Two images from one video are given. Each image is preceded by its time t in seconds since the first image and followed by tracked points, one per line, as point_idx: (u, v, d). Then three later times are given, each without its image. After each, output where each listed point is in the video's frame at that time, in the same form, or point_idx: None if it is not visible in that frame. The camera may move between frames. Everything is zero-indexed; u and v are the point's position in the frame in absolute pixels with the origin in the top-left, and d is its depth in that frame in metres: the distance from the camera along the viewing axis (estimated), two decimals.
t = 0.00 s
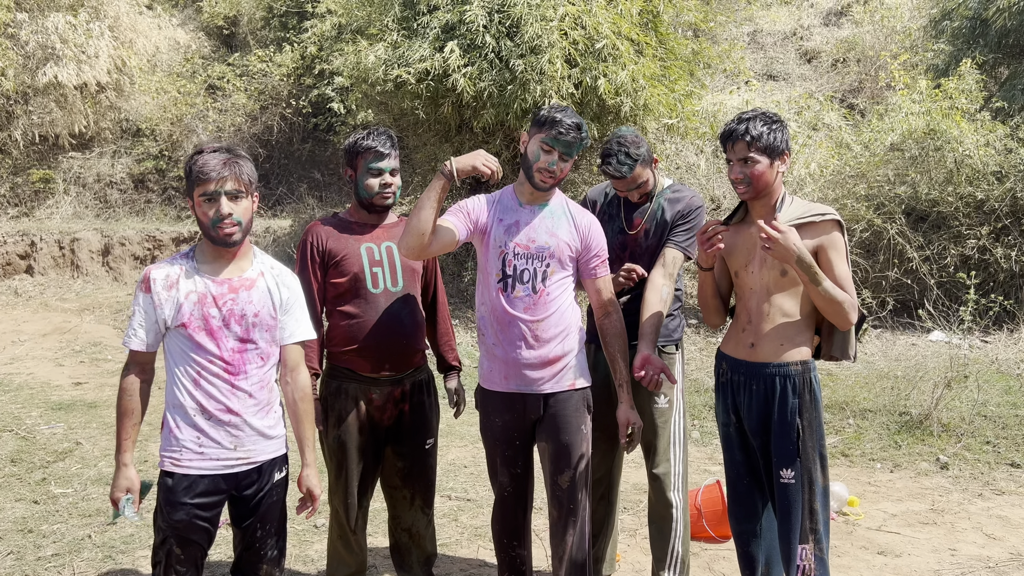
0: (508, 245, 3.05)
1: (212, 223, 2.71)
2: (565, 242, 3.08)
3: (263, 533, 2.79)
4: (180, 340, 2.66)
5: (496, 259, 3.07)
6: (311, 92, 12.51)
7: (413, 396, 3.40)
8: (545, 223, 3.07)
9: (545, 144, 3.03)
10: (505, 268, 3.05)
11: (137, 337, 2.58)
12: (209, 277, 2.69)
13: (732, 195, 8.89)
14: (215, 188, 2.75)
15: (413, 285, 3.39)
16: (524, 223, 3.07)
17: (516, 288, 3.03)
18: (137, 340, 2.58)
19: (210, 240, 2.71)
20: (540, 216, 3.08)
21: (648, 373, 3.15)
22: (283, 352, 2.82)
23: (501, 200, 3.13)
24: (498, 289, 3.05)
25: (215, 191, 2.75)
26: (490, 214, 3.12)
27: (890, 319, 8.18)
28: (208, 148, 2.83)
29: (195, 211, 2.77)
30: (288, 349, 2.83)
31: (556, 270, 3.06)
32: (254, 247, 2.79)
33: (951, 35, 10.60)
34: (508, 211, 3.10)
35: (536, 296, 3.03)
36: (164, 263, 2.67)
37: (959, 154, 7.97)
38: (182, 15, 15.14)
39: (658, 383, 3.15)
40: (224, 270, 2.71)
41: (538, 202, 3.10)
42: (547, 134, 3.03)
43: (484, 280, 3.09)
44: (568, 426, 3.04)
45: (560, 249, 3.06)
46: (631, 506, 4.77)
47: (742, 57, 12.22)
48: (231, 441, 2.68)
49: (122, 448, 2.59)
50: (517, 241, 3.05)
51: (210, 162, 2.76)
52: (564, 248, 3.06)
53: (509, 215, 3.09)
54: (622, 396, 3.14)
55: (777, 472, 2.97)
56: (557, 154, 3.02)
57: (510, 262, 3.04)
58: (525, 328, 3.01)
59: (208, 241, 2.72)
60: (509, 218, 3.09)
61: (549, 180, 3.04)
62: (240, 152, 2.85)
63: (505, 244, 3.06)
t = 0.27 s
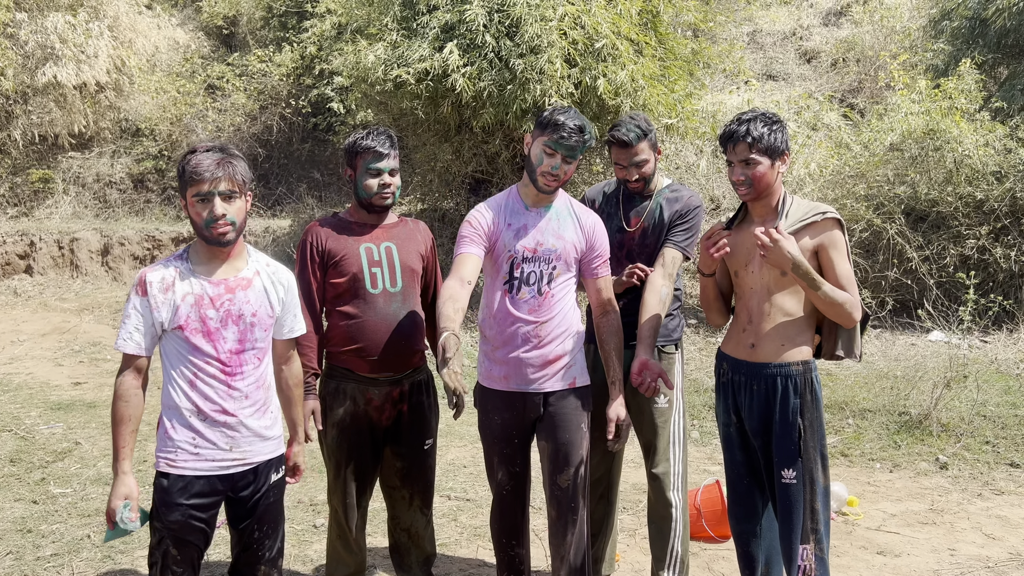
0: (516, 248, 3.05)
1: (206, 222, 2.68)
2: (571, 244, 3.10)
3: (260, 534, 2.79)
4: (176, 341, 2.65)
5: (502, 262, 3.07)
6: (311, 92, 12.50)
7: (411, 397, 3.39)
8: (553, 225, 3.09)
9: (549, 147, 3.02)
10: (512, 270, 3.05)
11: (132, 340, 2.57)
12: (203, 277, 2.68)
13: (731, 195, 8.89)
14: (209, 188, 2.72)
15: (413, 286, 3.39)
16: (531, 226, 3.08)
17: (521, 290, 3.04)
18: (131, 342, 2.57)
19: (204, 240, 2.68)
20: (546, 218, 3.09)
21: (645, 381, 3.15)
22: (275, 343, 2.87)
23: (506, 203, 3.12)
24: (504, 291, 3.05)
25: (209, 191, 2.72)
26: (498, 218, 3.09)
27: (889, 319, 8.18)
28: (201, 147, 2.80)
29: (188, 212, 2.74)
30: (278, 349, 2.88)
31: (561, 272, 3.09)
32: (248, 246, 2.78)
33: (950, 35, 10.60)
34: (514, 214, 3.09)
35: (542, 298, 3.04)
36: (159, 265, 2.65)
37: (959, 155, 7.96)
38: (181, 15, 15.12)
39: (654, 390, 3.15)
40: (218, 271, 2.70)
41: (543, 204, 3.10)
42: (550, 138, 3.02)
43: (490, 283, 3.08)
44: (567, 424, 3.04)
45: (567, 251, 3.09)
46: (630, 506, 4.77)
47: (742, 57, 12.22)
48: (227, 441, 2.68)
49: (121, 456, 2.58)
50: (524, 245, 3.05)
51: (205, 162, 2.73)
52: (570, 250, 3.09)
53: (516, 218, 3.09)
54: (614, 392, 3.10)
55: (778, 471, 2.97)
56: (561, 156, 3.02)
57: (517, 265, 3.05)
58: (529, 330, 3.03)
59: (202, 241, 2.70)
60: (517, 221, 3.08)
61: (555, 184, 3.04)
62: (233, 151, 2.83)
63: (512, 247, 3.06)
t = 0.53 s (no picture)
0: (521, 254, 3.03)
1: (196, 223, 2.67)
2: (575, 247, 3.11)
3: (256, 533, 2.81)
4: (172, 342, 2.63)
5: (505, 267, 3.04)
6: (311, 92, 12.48)
7: (411, 397, 3.39)
8: (555, 229, 3.08)
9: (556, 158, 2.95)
10: (515, 276, 3.03)
11: (140, 344, 2.52)
12: (196, 277, 2.67)
13: (731, 195, 8.90)
14: (199, 189, 2.70)
15: (413, 286, 3.39)
16: (535, 231, 3.06)
17: (526, 294, 3.04)
18: (140, 347, 2.52)
19: (194, 240, 2.67)
20: (549, 222, 3.08)
21: (651, 381, 3.17)
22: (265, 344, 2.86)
23: (507, 207, 3.05)
24: (508, 296, 3.04)
25: (198, 192, 2.70)
26: (501, 224, 3.03)
27: (889, 319, 8.19)
28: (187, 148, 2.78)
29: (176, 213, 2.72)
30: (268, 347, 2.86)
31: (565, 275, 3.09)
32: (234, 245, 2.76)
33: (950, 35, 10.60)
34: (517, 220, 3.04)
35: (546, 302, 3.06)
36: (153, 265, 2.62)
37: (958, 155, 7.97)
38: (181, 14, 15.13)
39: (661, 391, 3.17)
40: (210, 270, 2.69)
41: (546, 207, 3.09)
42: (557, 149, 2.96)
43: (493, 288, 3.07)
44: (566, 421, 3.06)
45: (570, 254, 3.10)
46: (630, 506, 4.77)
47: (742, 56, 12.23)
48: (222, 441, 2.69)
49: (157, 461, 2.53)
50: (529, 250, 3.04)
51: (193, 163, 2.71)
52: (573, 254, 3.10)
53: (518, 224, 3.04)
54: (614, 388, 3.14)
55: (777, 471, 2.97)
56: (566, 168, 2.96)
57: (521, 271, 3.04)
58: (534, 333, 3.04)
59: (190, 240, 2.69)
60: (521, 228, 3.04)
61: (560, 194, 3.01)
62: (219, 152, 2.81)
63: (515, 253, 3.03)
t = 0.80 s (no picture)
0: (513, 252, 3.05)
1: (189, 227, 2.66)
2: (567, 246, 3.07)
3: (248, 534, 2.80)
4: (153, 343, 2.63)
5: (499, 266, 3.07)
6: (311, 91, 12.45)
7: (412, 397, 3.39)
8: (548, 228, 3.07)
9: (537, 159, 2.96)
10: (509, 274, 3.06)
11: (122, 344, 2.53)
12: (176, 278, 2.66)
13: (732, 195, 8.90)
14: (205, 197, 2.70)
15: (415, 285, 3.39)
16: (529, 229, 3.06)
17: (520, 293, 3.05)
18: (123, 347, 2.53)
19: (183, 243, 2.67)
20: (542, 221, 3.07)
21: (651, 380, 3.15)
22: (248, 344, 2.87)
23: (502, 206, 3.10)
24: (503, 294, 3.06)
25: (202, 199, 2.70)
26: (493, 220, 3.08)
27: (890, 318, 8.18)
28: (202, 149, 2.77)
29: (172, 210, 2.70)
30: (252, 347, 2.88)
31: (559, 273, 3.07)
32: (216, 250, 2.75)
33: (951, 34, 10.59)
34: (510, 218, 3.08)
35: (540, 300, 3.04)
36: (132, 266, 2.62)
37: (959, 154, 7.98)
38: (182, 14, 15.13)
39: (660, 389, 3.15)
40: (191, 271, 2.69)
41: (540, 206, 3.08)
42: (538, 151, 2.96)
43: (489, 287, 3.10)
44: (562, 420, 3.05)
45: (563, 253, 3.06)
46: (631, 505, 4.77)
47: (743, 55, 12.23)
48: (207, 441, 2.68)
49: (168, 449, 2.54)
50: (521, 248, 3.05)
51: (204, 168, 2.71)
52: (567, 253, 3.06)
53: (512, 223, 3.07)
54: (611, 394, 3.15)
55: (776, 470, 2.97)
56: (550, 169, 2.96)
57: (515, 269, 3.05)
58: (528, 331, 3.04)
59: (176, 242, 2.68)
60: (513, 226, 3.07)
61: (548, 195, 3.02)
62: (232, 163, 2.82)
63: (508, 252, 3.06)
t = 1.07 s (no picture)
0: (506, 248, 3.08)
1: (179, 226, 2.66)
2: (560, 241, 3.05)
3: (242, 534, 2.80)
4: (138, 343, 2.62)
5: (496, 262, 3.11)
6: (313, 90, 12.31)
7: (413, 396, 3.39)
8: (542, 224, 3.07)
9: (526, 141, 3.04)
10: (505, 270, 3.08)
11: (103, 344, 2.50)
12: (166, 278, 2.66)
13: (733, 194, 8.90)
14: (192, 193, 2.70)
15: (416, 284, 3.39)
16: (523, 226, 3.09)
17: (515, 290, 3.05)
18: (104, 347, 2.51)
19: (174, 242, 2.66)
20: (535, 216, 3.08)
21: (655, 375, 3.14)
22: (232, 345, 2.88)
23: (498, 203, 3.16)
24: (499, 291, 3.08)
25: (190, 196, 2.70)
26: (489, 217, 3.15)
27: (892, 317, 8.18)
28: (186, 147, 2.78)
29: (160, 210, 2.70)
30: (236, 350, 2.89)
31: (553, 270, 3.05)
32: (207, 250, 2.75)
33: (952, 33, 10.58)
34: (505, 214, 3.12)
35: (534, 297, 3.04)
36: (120, 264, 2.60)
37: (961, 153, 7.92)
38: (184, 12, 15.14)
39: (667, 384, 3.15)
40: (182, 272, 2.69)
41: (534, 202, 3.11)
42: (528, 133, 3.04)
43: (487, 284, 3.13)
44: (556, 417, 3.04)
45: (556, 249, 3.05)
46: (631, 504, 4.77)
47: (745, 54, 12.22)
48: (192, 443, 2.67)
49: (114, 466, 2.49)
50: (514, 244, 3.07)
51: (189, 165, 2.71)
52: (560, 249, 3.04)
53: (507, 219, 3.12)
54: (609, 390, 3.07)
55: (777, 469, 2.97)
56: (541, 150, 3.03)
57: (509, 265, 3.07)
58: (523, 328, 3.04)
59: (166, 241, 2.67)
60: (506, 221, 3.11)
61: (539, 179, 3.05)
62: (217, 159, 2.82)
63: (503, 248, 3.09)
